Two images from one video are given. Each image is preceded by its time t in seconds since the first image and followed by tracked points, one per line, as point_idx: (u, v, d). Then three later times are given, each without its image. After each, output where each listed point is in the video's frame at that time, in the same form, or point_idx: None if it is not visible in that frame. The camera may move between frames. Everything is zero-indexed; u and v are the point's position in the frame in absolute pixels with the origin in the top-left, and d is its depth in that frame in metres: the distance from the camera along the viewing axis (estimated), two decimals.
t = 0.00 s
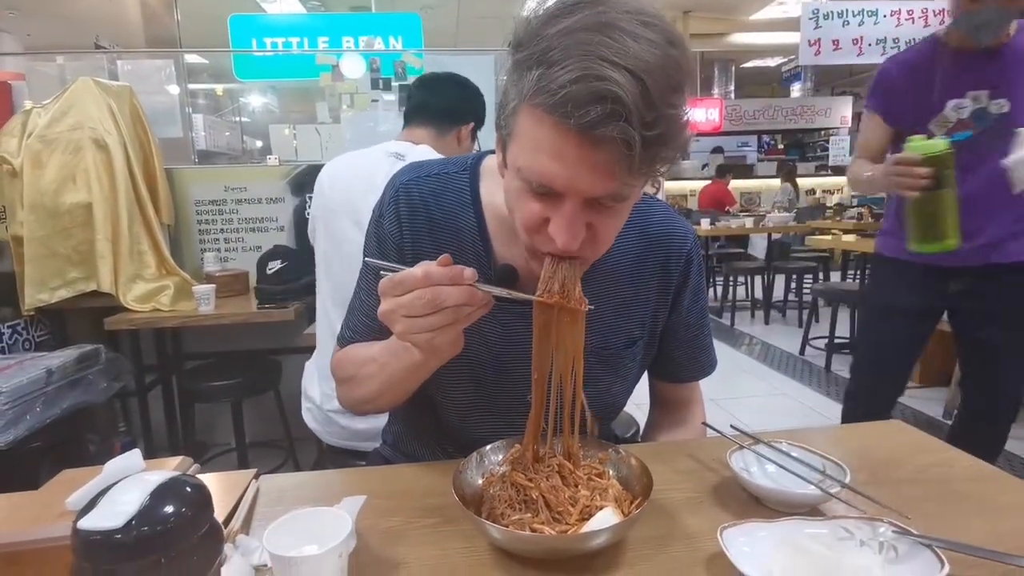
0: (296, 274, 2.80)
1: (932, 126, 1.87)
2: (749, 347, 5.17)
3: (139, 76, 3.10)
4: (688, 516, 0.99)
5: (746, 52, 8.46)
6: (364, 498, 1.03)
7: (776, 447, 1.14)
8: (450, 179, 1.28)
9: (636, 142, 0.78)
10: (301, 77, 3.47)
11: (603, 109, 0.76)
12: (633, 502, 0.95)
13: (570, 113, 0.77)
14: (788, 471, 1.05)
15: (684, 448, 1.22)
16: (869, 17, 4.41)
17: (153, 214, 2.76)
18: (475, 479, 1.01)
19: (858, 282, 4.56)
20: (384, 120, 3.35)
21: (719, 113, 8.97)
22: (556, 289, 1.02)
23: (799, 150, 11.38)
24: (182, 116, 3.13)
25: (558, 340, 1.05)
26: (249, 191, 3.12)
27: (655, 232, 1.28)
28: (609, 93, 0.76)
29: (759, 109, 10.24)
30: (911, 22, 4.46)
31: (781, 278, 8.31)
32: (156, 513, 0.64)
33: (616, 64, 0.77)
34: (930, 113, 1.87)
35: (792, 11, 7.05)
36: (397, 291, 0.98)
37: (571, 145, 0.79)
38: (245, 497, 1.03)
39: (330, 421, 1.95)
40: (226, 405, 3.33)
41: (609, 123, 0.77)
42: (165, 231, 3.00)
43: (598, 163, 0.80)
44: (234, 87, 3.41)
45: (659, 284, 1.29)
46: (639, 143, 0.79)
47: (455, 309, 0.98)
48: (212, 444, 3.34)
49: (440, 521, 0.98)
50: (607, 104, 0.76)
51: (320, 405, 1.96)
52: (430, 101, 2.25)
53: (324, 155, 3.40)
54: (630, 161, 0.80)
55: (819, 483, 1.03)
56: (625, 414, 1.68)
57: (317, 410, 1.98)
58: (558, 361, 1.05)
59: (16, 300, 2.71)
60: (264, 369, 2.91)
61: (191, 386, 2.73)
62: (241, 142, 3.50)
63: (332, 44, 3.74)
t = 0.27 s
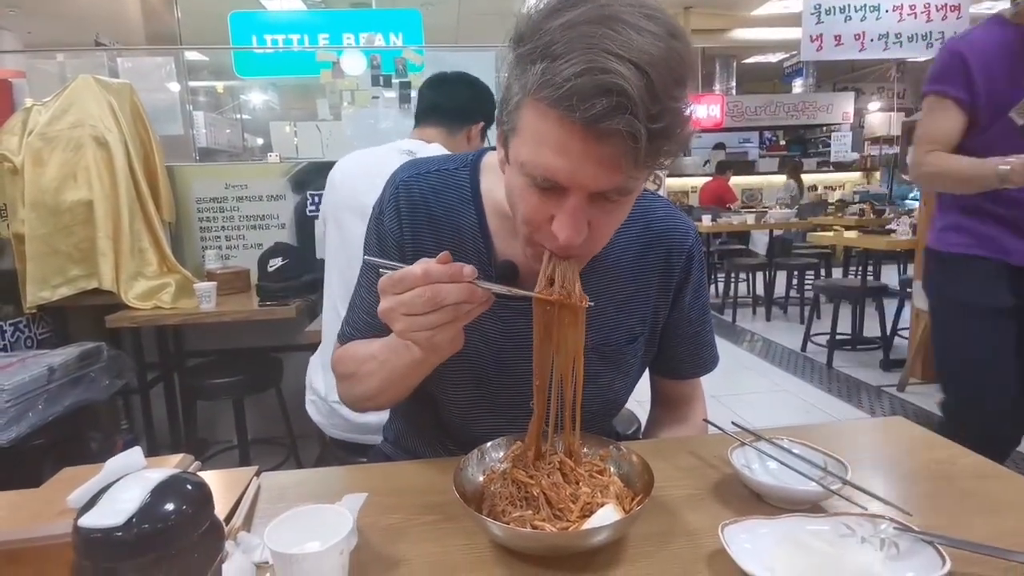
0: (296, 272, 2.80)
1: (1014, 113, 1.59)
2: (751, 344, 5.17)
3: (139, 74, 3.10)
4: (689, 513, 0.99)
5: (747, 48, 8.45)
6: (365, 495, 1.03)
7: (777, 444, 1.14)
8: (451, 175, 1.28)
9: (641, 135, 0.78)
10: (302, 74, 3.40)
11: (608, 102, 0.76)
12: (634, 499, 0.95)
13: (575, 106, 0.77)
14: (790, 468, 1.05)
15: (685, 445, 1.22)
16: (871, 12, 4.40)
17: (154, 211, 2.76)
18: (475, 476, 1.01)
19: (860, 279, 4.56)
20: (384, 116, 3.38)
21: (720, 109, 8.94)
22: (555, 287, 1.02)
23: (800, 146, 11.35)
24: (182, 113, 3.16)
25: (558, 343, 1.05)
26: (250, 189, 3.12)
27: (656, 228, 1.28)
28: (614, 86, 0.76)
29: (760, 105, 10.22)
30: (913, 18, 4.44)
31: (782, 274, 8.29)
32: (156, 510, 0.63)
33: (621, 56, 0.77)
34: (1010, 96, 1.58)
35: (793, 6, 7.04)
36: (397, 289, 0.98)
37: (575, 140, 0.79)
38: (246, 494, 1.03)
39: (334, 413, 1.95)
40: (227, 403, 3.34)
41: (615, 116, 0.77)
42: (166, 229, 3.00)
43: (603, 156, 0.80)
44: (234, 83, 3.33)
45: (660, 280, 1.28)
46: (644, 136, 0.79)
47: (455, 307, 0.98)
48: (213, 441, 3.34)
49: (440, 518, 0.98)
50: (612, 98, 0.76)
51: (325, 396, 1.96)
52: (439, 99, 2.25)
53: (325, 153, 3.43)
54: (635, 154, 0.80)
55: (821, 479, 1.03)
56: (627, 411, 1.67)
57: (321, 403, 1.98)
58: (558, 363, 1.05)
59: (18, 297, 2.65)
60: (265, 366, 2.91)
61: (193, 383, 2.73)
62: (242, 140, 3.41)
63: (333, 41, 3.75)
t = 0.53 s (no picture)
0: (297, 270, 2.80)
1: None
2: (753, 341, 5.16)
3: (140, 72, 3.10)
4: (690, 510, 0.99)
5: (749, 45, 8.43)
6: (366, 492, 1.03)
7: (779, 441, 1.14)
8: (450, 172, 1.28)
9: (640, 125, 0.78)
10: (302, 72, 3.36)
11: (607, 92, 0.76)
12: (635, 496, 0.94)
13: (573, 97, 0.77)
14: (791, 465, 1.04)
15: (687, 442, 1.22)
16: (873, 8, 4.39)
17: (155, 210, 2.77)
18: (476, 474, 1.01)
19: (861, 276, 4.54)
20: (384, 114, 3.38)
21: (722, 106, 8.92)
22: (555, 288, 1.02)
23: (802, 143, 11.33)
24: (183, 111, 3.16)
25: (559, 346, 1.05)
26: (251, 187, 3.12)
27: (656, 225, 1.28)
28: (612, 76, 0.76)
29: (762, 102, 10.19)
30: (915, 14, 4.42)
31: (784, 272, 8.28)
32: (156, 508, 0.63)
33: (619, 47, 0.76)
34: None
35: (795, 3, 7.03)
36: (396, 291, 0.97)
37: (574, 131, 0.79)
38: (247, 492, 1.03)
39: (337, 407, 1.96)
40: (229, 401, 3.34)
41: (613, 106, 0.77)
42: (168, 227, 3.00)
43: (602, 147, 0.79)
44: (235, 82, 3.32)
45: (661, 276, 1.28)
46: (643, 127, 0.79)
47: (454, 308, 0.98)
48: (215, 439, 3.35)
49: (442, 516, 0.98)
50: (610, 88, 0.76)
51: (328, 390, 1.98)
52: (447, 100, 2.25)
53: (325, 150, 3.42)
54: (634, 145, 0.80)
55: (823, 476, 1.03)
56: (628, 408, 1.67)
57: (324, 396, 1.98)
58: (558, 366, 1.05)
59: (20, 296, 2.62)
60: (267, 364, 2.91)
61: (195, 381, 2.73)
62: (242, 138, 3.42)
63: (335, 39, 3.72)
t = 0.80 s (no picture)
0: (297, 269, 2.81)
1: None
2: (754, 339, 5.15)
3: (141, 71, 3.10)
4: (692, 509, 0.99)
5: (750, 43, 8.42)
6: (368, 491, 1.03)
7: (781, 439, 1.13)
8: (450, 170, 1.28)
9: (639, 111, 0.78)
10: (302, 71, 3.34)
11: (607, 77, 0.76)
12: (636, 495, 0.94)
13: (573, 82, 0.77)
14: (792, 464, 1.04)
15: (688, 441, 1.22)
16: (874, 6, 4.38)
17: (156, 209, 2.77)
18: (477, 473, 1.01)
19: (863, 274, 4.53)
20: (385, 113, 3.37)
21: (722, 104, 8.91)
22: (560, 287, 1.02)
23: (804, 140, 11.30)
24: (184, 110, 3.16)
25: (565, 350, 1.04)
26: (251, 185, 3.12)
27: (656, 222, 1.28)
28: (611, 62, 0.76)
29: (763, 100, 10.17)
30: (917, 11, 4.41)
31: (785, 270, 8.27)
32: (157, 508, 0.63)
33: (617, 33, 0.77)
34: None
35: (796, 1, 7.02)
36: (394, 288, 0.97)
37: (574, 119, 0.79)
38: (249, 492, 1.03)
39: (338, 404, 1.95)
40: (230, 400, 3.34)
41: (613, 91, 0.77)
42: (169, 227, 3.00)
43: (602, 135, 0.79)
44: (235, 81, 3.34)
45: (661, 274, 1.28)
46: (642, 112, 0.79)
47: (452, 306, 0.97)
48: (216, 438, 3.35)
49: (443, 515, 0.98)
50: (609, 73, 0.76)
51: (329, 388, 1.97)
52: (449, 100, 2.25)
53: (326, 151, 3.39)
54: (633, 131, 0.80)
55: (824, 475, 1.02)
56: (629, 406, 1.67)
57: (325, 394, 1.98)
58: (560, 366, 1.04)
59: (22, 296, 2.64)
60: (268, 363, 2.91)
61: (196, 380, 2.74)
62: (243, 137, 3.44)
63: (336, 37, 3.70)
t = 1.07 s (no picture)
0: (297, 268, 2.81)
1: None
2: (755, 338, 5.15)
3: (141, 70, 3.09)
4: (692, 507, 0.99)
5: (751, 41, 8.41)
6: (368, 490, 1.03)
7: (780, 438, 1.14)
8: (450, 169, 1.28)
9: (639, 111, 0.79)
10: (303, 70, 3.36)
11: (605, 78, 0.76)
12: (637, 493, 0.94)
13: (571, 83, 0.77)
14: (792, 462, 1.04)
15: (688, 440, 1.22)
16: (875, 4, 4.38)
17: (157, 208, 2.77)
18: (478, 472, 1.01)
19: (864, 272, 4.53)
20: (386, 112, 3.35)
21: (723, 103, 8.90)
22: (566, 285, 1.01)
23: (804, 139, 11.29)
24: (184, 109, 3.15)
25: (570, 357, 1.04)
26: (251, 185, 3.12)
27: (656, 220, 1.28)
28: (609, 62, 0.76)
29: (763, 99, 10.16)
30: (918, 10, 4.41)
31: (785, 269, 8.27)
32: (158, 506, 0.63)
33: (614, 33, 0.77)
34: None
35: None
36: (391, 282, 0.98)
37: (573, 120, 0.79)
38: (250, 491, 1.03)
39: (338, 402, 1.95)
40: (231, 399, 3.34)
41: (612, 91, 0.77)
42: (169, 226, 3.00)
43: (602, 136, 0.79)
44: (236, 80, 3.39)
45: (661, 272, 1.28)
46: (641, 112, 0.79)
47: (450, 299, 0.98)
48: (217, 437, 3.35)
49: (443, 514, 0.98)
50: (608, 73, 0.76)
51: (330, 386, 1.97)
52: (449, 99, 2.25)
53: (327, 150, 3.38)
54: (633, 131, 0.80)
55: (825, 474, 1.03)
56: (629, 405, 1.67)
57: (327, 392, 1.98)
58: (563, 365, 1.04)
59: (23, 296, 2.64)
60: (268, 362, 2.91)
61: (197, 379, 2.74)
62: (244, 136, 3.50)
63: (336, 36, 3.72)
